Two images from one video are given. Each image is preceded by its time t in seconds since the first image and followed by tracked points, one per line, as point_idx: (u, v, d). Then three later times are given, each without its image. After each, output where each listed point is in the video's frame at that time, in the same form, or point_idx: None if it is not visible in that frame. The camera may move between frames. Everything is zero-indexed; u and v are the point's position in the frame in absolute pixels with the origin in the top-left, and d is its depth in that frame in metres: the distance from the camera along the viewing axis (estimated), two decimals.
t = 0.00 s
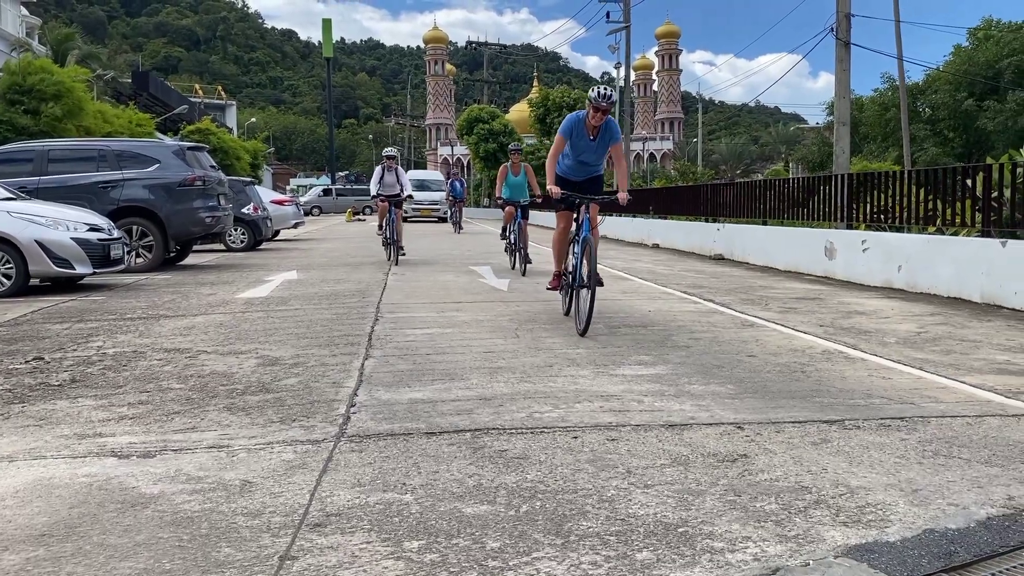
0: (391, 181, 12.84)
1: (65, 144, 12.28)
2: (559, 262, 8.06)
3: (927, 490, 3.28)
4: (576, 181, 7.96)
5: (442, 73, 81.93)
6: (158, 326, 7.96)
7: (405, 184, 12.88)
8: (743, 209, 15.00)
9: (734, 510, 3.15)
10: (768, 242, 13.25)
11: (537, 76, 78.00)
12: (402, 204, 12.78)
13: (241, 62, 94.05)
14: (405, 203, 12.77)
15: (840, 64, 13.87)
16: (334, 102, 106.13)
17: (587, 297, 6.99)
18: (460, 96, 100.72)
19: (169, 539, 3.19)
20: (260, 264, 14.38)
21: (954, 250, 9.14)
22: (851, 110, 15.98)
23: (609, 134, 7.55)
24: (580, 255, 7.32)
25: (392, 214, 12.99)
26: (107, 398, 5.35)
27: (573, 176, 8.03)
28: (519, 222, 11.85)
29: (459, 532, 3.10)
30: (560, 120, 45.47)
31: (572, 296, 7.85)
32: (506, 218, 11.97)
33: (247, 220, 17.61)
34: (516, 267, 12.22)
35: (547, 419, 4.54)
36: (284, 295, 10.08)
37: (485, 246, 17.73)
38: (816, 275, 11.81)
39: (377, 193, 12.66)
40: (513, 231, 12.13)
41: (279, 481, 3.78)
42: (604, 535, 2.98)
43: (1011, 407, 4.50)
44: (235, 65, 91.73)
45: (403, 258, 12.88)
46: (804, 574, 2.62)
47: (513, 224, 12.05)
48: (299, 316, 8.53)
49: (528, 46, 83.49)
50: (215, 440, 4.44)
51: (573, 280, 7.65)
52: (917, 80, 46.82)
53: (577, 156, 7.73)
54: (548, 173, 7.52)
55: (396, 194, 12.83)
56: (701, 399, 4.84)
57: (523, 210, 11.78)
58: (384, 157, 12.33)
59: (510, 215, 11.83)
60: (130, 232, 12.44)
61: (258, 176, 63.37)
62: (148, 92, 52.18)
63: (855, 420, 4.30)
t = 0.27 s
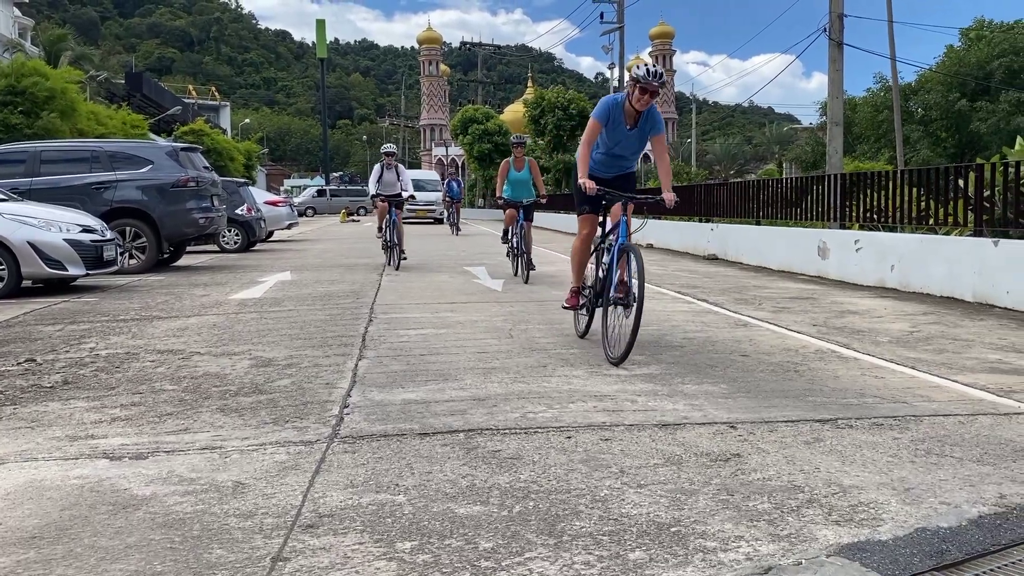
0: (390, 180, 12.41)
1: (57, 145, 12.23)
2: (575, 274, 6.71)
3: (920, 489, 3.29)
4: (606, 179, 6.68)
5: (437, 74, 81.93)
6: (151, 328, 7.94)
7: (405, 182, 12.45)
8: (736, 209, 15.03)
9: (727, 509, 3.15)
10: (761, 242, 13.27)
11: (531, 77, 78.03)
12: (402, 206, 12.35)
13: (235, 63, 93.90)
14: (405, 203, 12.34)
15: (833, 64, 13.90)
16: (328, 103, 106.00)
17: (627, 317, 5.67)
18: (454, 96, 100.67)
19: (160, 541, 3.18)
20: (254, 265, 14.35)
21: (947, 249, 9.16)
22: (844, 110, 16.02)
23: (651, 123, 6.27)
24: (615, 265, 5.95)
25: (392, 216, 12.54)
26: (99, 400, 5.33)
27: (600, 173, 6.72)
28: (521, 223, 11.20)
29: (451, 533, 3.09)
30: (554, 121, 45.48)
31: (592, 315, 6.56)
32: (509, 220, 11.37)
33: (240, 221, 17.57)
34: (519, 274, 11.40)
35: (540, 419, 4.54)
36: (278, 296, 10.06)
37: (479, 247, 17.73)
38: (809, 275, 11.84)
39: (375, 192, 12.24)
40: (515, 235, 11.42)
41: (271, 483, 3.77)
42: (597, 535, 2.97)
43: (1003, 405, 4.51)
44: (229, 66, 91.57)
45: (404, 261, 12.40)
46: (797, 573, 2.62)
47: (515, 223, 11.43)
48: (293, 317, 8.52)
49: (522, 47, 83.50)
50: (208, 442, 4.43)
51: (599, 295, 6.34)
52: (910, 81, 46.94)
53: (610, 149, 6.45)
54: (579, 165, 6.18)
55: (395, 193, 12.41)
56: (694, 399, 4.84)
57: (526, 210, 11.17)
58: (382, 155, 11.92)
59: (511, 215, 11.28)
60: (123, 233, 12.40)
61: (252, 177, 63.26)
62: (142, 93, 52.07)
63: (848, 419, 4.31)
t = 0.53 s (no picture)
0: (390, 178, 11.88)
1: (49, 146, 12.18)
2: (620, 290, 5.50)
3: (912, 487, 3.29)
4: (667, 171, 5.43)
5: (430, 74, 81.90)
6: (144, 329, 7.91)
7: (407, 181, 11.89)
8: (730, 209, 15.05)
9: (721, 508, 3.15)
10: (755, 243, 13.29)
11: (525, 77, 78.04)
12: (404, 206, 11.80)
13: (227, 63, 93.79)
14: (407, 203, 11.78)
15: (826, 64, 13.92)
16: (321, 103, 105.85)
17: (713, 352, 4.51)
18: (448, 97, 100.59)
19: (152, 542, 3.16)
20: (247, 265, 14.31)
21: (940, 248, 9.18)
22: (837, 110, 16.06)
23: (729, 107, 5.03)
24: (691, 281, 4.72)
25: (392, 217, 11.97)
26: (91, 401, 5.30)
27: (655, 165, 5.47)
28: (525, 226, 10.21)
29: (444, 533, 3.09)
30: (548, 121, 45.51)
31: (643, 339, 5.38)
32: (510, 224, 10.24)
33: (234, 221, 17.54)
34: (522, 281, 10.53)
35: (534, 419, 4.54)
36: (271, 297, 10.04)
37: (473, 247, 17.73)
38: (802, 275, 11.86)
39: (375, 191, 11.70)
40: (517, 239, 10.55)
41: (264, 483, 3.75)
42: (591, 535, 2.97)
43: (996, 404, 4.52)
44: (222, 67, 91.40)
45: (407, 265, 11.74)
46: (790, 571, 2.62)
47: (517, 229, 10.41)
48: (286, 318, 8.50)
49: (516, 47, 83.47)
50: (201, 443, 4.41)
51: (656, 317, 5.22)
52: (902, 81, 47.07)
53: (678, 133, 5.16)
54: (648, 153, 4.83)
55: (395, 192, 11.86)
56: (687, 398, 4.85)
57: (531, 211, 10.12)
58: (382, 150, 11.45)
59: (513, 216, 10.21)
60: (116, 234, 12.35)
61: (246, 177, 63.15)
62: (134, 94, 51.94)
63: (841, 418, 4.32)
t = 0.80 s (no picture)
0: (393, 178, 11.31)
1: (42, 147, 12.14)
2: (722, 305, 4.47)
3: (906, 486, 3.30)
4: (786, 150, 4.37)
5: (425, 74, 81.88)
6: (138, 330, 7.89)
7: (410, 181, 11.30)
8: (725, 209, 15.07)
9: (715, 507, 3.16)
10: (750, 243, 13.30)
11: (519, 77, 78.05)
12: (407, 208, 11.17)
13: (221, 64, 93.67)
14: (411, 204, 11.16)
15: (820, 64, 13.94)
16: (316, 104, 105.72)
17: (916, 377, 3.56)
18: (443, 97, 100.52)
19: (147, 543, 3.16)
20: (242, 266, 14.29)
21: (934, 248, 9.20)
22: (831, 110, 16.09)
23: (884, 70, 3.97)
24: (864, 294, 3.78)
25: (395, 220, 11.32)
26: (86, 402, 5.29)
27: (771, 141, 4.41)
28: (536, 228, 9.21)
29: (440, 533, 3.09)
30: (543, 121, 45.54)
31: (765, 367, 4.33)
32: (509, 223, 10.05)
33: (228, 222, 17.51)
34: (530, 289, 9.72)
35: (529, 419, 4.54)
36: (266, 297, 10.03)
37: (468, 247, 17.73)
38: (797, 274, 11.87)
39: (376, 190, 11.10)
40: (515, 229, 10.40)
41: (259, 484, 3.75)
42: (586, 535, 2.97)
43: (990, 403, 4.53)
44: (216, 67, 91.25)
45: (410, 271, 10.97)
46: (785, 570, 2.62)
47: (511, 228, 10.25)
48: (281, 318, 8.49)
49: (510, 46, 83.41)
50: (195, 443, 4.40)
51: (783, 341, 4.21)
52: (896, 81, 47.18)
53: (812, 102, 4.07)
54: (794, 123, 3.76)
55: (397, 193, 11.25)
56: (682, 398, 4.85)
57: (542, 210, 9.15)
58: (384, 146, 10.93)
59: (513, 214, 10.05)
60: (110, 234, 12.32)
61: (241, 178, 63.05)
62: (128, 94, 51.83)
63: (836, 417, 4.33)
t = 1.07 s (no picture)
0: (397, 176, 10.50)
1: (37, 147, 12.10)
2: (911, 325, 3.53)
3: (902, 486, 3.31)
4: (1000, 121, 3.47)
5: (421, 75, 81.88)
6: (133, 330, 7.88)
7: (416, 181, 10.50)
8: (720, 209, 15.09)
9: (712, 507, 3.17)
10: (745, 243, 13.32)
11: (514, 78, 78.06)
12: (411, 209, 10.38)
13: (216, 64, 93.55)
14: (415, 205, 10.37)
15: (815, 64, 13.96)
16: (311, 104, 105.61)
17: None
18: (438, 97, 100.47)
19: (144, 544, 3.15)
20: (237, 266, 14.26)
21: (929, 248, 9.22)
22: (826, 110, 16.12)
23: None
24: None
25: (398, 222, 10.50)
26: (81, 403, 5.28)
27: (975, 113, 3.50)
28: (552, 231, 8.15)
29: (438, 534, 3.09)
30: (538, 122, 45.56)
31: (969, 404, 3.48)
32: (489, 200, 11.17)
33: (223, 222, 17.48)
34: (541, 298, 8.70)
35: (525, 419, 4.55)
36: (261, 298, 10.02)
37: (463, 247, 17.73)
38: (792, 275, 11.89)
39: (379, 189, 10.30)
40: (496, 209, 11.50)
41: (256, 485, 3.75)
42: (583, 535, 2.98)
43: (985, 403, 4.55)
44: (211, 67, 91.12)
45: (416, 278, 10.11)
46: (782, 570, 2.63)
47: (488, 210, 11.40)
48: (277, 319, 8.48)
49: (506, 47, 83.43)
50: (191, 444, 4.40)
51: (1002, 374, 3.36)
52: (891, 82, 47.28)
53: None
54: None
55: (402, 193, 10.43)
56: (678, 398, 4.86)
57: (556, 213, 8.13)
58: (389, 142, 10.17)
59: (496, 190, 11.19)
60: (105, 235, 12.29)
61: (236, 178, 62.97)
62: (123, 94, 51.73)
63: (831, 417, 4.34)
